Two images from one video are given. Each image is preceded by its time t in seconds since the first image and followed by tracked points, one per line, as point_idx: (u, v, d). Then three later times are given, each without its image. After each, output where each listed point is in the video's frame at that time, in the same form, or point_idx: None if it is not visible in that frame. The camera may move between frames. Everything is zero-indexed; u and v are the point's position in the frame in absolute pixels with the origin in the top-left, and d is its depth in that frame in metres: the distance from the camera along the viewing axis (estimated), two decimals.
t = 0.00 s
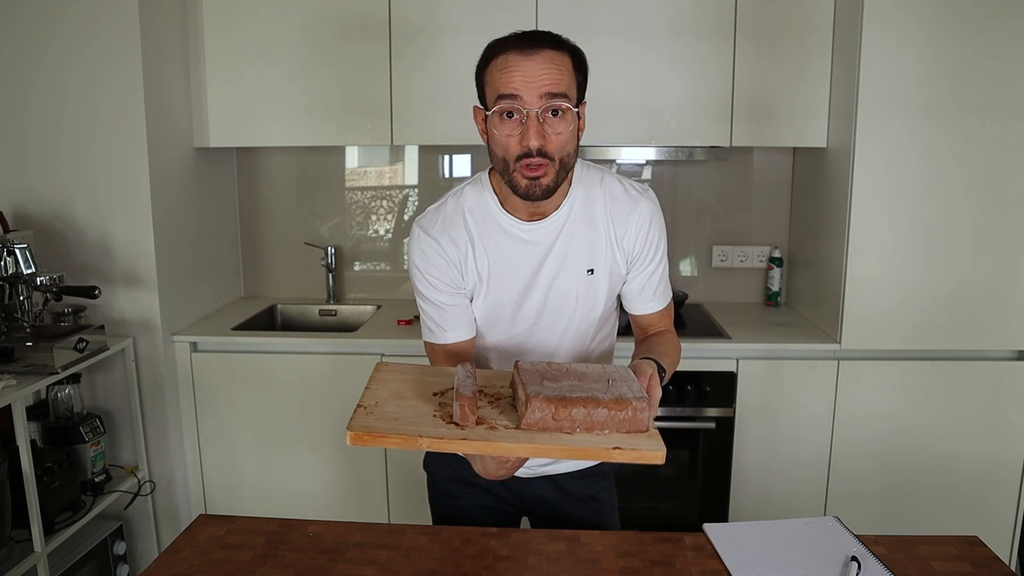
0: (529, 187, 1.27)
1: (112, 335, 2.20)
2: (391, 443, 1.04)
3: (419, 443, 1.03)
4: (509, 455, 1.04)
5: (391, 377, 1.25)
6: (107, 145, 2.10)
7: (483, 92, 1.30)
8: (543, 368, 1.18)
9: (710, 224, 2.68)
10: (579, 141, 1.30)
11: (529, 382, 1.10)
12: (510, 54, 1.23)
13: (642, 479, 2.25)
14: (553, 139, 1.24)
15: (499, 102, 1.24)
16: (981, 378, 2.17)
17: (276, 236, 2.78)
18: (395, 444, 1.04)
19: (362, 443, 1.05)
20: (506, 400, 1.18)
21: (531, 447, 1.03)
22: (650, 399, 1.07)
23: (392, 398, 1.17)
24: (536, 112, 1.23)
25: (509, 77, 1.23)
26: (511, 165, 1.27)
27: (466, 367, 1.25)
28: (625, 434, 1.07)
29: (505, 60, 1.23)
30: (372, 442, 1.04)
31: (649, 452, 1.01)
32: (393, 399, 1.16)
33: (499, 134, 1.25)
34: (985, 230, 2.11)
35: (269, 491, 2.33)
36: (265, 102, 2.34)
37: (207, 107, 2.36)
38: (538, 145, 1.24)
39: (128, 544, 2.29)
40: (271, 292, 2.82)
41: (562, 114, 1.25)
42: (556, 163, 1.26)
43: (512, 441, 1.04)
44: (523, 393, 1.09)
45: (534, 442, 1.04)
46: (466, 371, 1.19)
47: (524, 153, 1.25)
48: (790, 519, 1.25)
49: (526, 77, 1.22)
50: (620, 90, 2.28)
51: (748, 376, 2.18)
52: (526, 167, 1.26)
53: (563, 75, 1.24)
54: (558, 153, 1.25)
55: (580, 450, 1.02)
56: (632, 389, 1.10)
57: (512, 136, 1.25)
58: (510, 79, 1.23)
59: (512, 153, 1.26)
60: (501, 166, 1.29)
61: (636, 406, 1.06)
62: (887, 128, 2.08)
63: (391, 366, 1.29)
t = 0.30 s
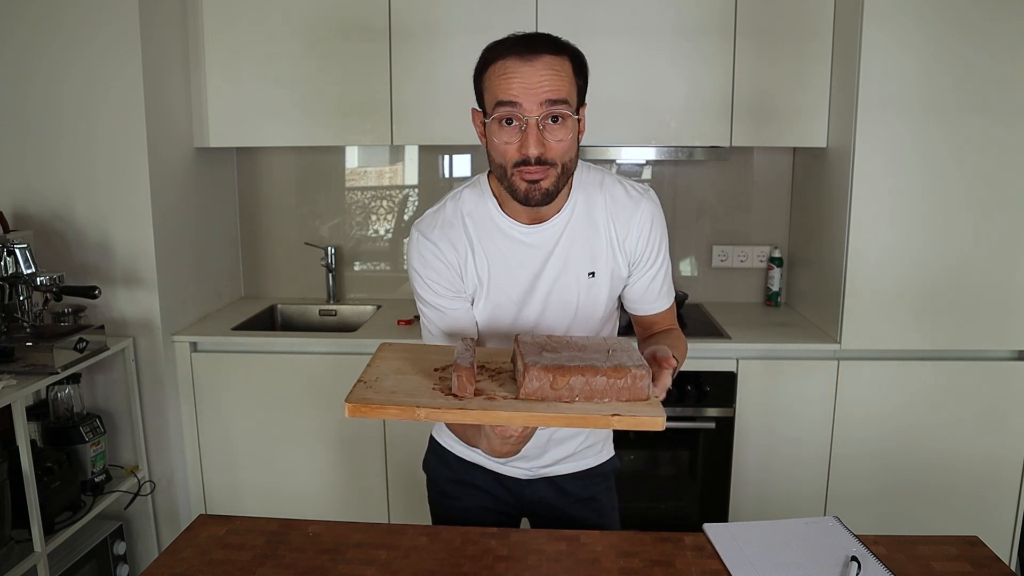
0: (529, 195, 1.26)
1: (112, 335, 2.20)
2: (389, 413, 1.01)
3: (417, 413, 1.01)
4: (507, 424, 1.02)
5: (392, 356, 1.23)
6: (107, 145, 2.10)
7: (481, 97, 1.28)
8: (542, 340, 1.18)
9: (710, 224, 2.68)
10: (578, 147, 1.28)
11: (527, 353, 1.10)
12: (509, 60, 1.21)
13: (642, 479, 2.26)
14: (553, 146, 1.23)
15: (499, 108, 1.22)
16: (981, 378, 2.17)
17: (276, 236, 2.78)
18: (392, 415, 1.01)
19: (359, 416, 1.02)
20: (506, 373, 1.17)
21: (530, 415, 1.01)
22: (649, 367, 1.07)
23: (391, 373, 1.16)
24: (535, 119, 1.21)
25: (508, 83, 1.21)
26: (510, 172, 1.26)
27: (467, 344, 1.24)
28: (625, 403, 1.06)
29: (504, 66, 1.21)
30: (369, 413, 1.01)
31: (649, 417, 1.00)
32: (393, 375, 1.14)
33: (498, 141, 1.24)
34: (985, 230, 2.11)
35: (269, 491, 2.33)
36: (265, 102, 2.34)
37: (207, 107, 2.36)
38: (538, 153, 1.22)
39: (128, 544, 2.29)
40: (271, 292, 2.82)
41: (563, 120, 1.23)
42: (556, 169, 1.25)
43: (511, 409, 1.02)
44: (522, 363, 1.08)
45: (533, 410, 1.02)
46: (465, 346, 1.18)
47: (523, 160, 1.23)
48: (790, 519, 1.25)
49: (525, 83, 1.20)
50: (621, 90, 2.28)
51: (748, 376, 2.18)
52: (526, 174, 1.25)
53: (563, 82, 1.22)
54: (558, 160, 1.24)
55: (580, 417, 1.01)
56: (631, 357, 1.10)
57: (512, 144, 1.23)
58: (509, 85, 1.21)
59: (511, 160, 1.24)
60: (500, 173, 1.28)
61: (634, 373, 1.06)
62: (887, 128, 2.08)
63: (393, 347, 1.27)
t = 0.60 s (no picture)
0: (530, 196, 1.26)
1: (112, 335, 2.20)
2: (391, 409, 0.93)
3: (419, 406, 0.93)
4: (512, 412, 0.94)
5: (390, 348, 1.15)
6: (107, 145, 2.10)
7: (481, 97, 1.27)
8: (544, 324, 1.11)
9: (710, 224, 2.68)
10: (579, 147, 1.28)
11: (529, 338, 1.03)
12: (509, 60, 1.20)
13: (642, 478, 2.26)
14: (553, 147, 1.23)
15: (499, 109, 1.22)
16: (981, 378, 2.17)
17: (276, 236, 2.78)
18: (394, 409, 0.93)
19: (360, 413, 0.94)
20: (510, 360, 1.10)
21: (536, 401, 0.94)
22: (655, 345, 1.01)
23: (389, 364, 1.08)
24: (535, 120, 1.21)
25: (508, 83, 1.20)
26: (511, 173, 1.26)
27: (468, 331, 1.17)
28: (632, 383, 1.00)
29: (504, 67, 1.20)
30: (371, 409, 0.93)
31: (658, 398, 0.94)
32: (392, 366, 1.06)
33: (499, 142, 1.24)
34: (985, 230, 2.11)
35: (269, 490, 2.33)
36: (265, 102, 2.34)
37: (207, 107, 2.36)
38: (538, 154, 1.22)
39: (128, 544, 2.30)
40: (271, 292, 2.82)
41: (563, 121, 1.23)
42: (557, 172, 1.25)
43: (517, 396, 0.95)
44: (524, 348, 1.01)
45: (540, 396, 0.95)
46: (465, 333, 1.11)
47: (523, 161, 1.23)
48: (790, 519, 1.25)
49: (525, 84, 1.19)
50: (620, 91, 2.28)
51: (748, 376, 2.18)
52: (527, 174, 1.25)
53: (564, 82, 1.21)
54: (558, 161, 1.24)
55: (587, 401, 0.94)
56: (638, 337, 1.04)
57: (512, 144, 1.23)
58: (508, 85, 1.20)
59: (512, 160, 1.24)
60: (501, 173, 1.27)
61: (641, 353, 1.00)
62: (887, 127, 2.08)
63: (391, 339, 1.19)
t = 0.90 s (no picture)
0: (529, 200, 1.24)
1: (112, 335, 2.20)
2: (390, 399, 0.90)
3: (419, 397, 0.90)
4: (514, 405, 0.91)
5: (391, 337, 1.13)
6: (107, 145, 2.10)
7: (480, 99, 1.23)
8: (549, 315, 1.08)
9: (709, 224, 2.68)
10: (581, 149, 1.24)
11: (534, 328, 1.00)
12: (508, 64, 1.14)
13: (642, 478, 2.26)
14: (554, 153, 1.19)
15: (498, 114, 1.17)
16: (981, 378, 2.17)
17: (276, 236, 2.78)
18: (393, 400, 0.90)
19: (358, 402, 0.91)
20: (513, 351, 1.07)
21: (539, 394, 0.91)
22: (665, 338, 0.97)
23: (390, 353, 1.05)
24: (536, 126, 1.16)
25: (507, 88, 1.15)
26: (510, 177, 1.22)
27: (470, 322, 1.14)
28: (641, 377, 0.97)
29: (504, 72, 1.15)
30: (370, 399, 0.90)
31: (667, 393, 0.91)
32: (393, 355, 1.04)
33: (497, 147, 1.20)
34: (985, 230, 2.11)
35: (269, 491, 2.33)
36: (265, 102, 2.34)
37: (207, 107, 2.36)
38: (538, 160, 1.18)
39: (128, 544, 2.30)
40: (271, 292, 2.82)
41: (564, 126, 1.18)
42: (557, 176, 1.22)
43: (521, 388, 0.92)
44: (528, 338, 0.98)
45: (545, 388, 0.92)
46: (468, 322, 1.08)
47: (523, 167, 1.20)
48: (790, 519, 1.25)
49: (525, 89, 1.14)
50: (621, 91, 2.28)
51: (748, 376, 2.18)
52: (527, 179, 1.21)
53: (565, 87, 1.16)
54: (560, 165, 1.20)
55: (592, 394, 0.91)
56: (647, 329, 1.00)
57: (512, 150, 1.19)
58: (508, 90, 1.15)
59: (511, 165, 1.20)
60: (500, 176, 1.24)
61: (649, 345, 0.96)
62: (887, 127, 2.08)
63: (393, 329, 1.16)
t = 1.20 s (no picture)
0: (520, 206, 1.23)
1: (112, 335, 2.20)
2: (381, 399, 0.90)
3: (411, 396, 0.90)
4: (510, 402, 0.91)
5: (386, 337, 1.12)
6: (107, 144, 2.10)
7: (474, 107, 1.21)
8: (546, 310, 1.08)
9: (709, 224, 2.68)
10: (573, 157, 1.22)
11: (529, 323, 1.00)
12: (497, 76, 1.12)
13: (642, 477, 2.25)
14: (543, 163, 1.17)
15: (487, 126, 1.15)
16: (981, 378, 2.17)
17: (276, 236, 2.78)
18: (385, 400, 0.90)
19: (349, 403, 0.91)
20: (510, 348, 1.07)
21: (535, 390, 0.91)
22: (665, 330, 0.97)
23: (384, 353, 1.05)
24: (524, 138, 1.14)
25: (497, 100, 1.13)
26: (502, 186, 1.21)
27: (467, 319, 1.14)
28: (641, 370, 0.97)
29: (492, 83, 1.13)
30: (360, 399, 0.90)
31: (668, 386, 0.91)
32: (387, 355, 1.04)
33: (488, 157, 1.19)
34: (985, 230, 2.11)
35: (269, 491, 2.33)
36: (265, 102, 2.34)
37: (207, 107, 2.36)
38: (526, 172, 1.17)
39: (128, 544, 2.30)
40: (271, 292, 2.82)
41: (553, 137, 1.16)
42: (548, 185, 1.21)
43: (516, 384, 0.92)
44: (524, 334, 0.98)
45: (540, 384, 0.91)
46: (463, 319, 1.07)
47: (512, 177, 1.19)
48: (790, 519, 1.25)
49: (514, 101, 1.12)
50: (621, 91, 2.28)
51: (749, 376, 2.18)
52: (517, 188, 1.20)
53: (556, 97, 1.14)
54: (550, 174, 1.19)
55: (591, 390, 0.91)
56: (646, 321, 1.00)
57: (501, 160, 1.18)
58: (497, 101, 1.13)
59: (502, 175, 1.19)
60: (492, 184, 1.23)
61: (649, 338, 0.96)
62: (887, 127, 2.08)
63: (388, 329, 1.16)
